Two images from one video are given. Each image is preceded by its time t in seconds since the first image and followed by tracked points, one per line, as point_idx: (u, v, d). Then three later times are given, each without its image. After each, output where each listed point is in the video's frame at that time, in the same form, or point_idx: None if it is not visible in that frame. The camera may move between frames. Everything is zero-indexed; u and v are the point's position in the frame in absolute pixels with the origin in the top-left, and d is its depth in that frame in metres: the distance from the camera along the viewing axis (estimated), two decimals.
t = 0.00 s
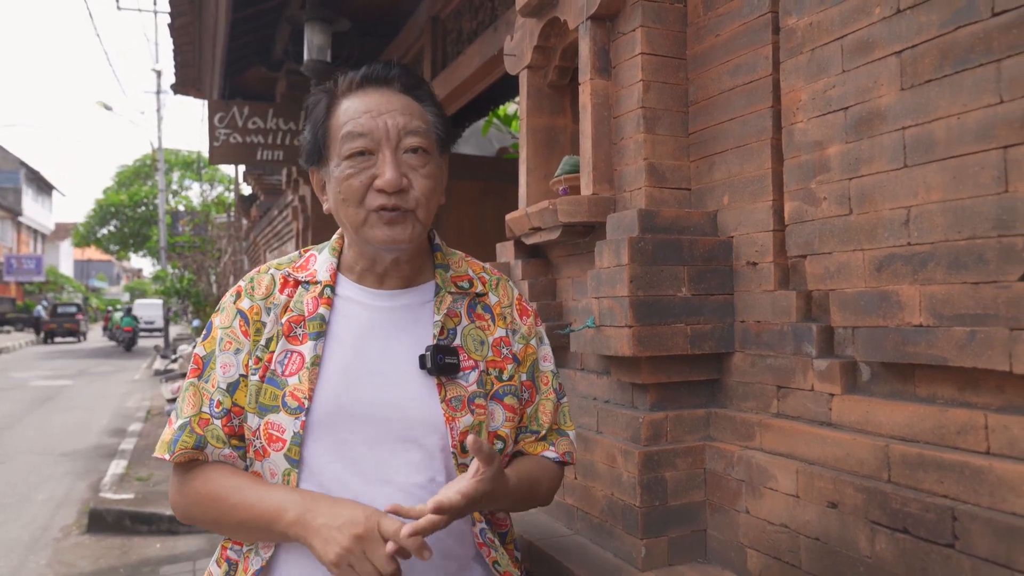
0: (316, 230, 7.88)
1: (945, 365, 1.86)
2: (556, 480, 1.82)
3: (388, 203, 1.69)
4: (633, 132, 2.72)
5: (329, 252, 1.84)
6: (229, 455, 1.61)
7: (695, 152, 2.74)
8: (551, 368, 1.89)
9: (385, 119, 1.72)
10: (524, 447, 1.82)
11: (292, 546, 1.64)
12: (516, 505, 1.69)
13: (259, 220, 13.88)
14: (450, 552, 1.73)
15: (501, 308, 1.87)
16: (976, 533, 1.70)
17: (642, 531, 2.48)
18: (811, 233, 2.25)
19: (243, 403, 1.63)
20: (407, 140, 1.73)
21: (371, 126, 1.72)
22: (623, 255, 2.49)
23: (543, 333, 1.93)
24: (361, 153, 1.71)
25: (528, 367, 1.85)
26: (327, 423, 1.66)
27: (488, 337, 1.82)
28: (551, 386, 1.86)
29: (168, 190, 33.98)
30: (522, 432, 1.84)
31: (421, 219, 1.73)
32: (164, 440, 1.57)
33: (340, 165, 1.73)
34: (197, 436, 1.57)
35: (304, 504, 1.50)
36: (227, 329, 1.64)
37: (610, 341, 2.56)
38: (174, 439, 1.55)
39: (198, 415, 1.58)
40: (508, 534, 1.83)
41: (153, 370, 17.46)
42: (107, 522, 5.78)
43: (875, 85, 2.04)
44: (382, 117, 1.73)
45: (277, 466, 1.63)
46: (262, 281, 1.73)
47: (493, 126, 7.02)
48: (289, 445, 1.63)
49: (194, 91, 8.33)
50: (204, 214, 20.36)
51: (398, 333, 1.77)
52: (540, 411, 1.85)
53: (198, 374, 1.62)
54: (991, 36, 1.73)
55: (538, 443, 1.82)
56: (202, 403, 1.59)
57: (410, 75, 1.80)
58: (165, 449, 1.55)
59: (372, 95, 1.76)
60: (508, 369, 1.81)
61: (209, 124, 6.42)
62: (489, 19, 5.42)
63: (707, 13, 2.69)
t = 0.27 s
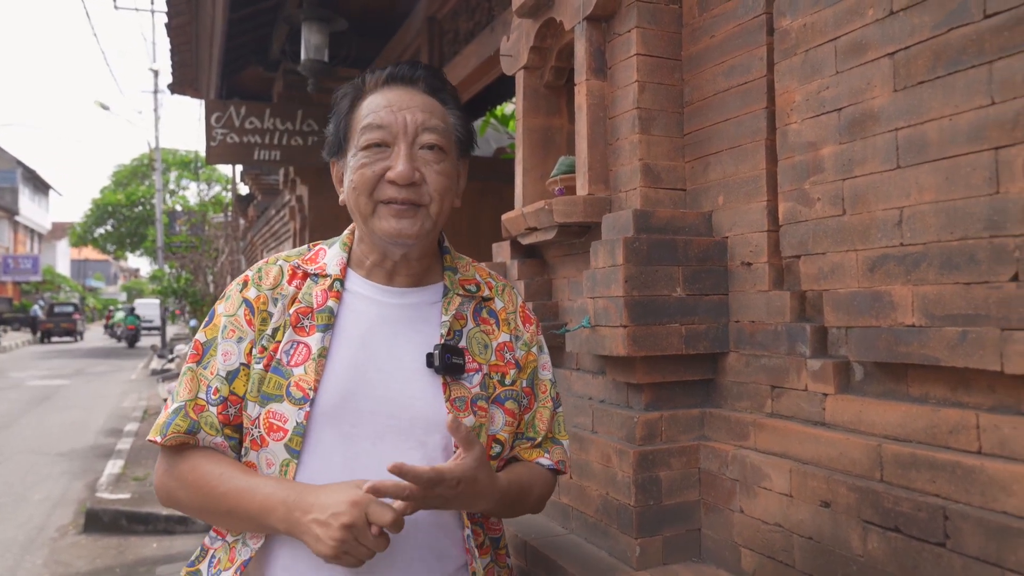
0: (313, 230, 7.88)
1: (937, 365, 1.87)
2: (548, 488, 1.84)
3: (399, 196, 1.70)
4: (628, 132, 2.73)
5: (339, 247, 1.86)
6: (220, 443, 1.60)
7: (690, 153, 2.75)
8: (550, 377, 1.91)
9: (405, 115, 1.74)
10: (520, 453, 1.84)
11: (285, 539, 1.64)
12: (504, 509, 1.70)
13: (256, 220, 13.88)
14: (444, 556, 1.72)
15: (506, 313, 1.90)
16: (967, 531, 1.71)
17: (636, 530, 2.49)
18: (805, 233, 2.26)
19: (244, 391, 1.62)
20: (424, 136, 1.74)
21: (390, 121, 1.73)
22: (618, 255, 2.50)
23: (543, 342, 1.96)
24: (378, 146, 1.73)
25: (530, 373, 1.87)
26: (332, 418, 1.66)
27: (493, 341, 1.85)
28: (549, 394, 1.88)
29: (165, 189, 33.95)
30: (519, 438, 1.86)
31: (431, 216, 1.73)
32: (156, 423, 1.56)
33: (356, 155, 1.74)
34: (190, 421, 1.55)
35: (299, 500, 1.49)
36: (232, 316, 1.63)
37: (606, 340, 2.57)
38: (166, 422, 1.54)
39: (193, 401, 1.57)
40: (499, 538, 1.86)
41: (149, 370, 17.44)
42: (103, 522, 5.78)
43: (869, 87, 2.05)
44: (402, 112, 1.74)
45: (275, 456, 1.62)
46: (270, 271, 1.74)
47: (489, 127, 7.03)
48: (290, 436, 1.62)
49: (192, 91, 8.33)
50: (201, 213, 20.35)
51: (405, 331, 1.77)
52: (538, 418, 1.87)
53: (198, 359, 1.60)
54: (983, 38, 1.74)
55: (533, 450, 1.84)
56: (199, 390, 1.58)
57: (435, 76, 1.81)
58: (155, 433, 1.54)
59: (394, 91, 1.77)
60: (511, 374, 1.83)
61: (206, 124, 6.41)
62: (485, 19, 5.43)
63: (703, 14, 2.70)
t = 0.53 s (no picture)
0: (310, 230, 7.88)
1: (931, 364, 1.88)
2: (541, 490, 1.85)
3: (403, 198, 1.71)
4: (624, 133, 2.73)
5: (341, 245, 1.86)
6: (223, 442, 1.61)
7: (686, 153, 2.75)
8: (546, 380, 1.92)
9: (410, 117, 1.74)
10: (514, 455, 1.84)
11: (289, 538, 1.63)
12: (499, 510, 1.70)
13: (253, 220, 13.88)
14: (441, 556, 1.72)
15: (505, 316, 1.91)
16: (960, 530, 1.72)
17: (632, 529, 2.49)
18: (799, 233, 2.27)
19: (246, 388, 1.62)
20: (429, 139, 1.75)
21: (395, 122, 1.74)
22: (614, 256, 2.50)
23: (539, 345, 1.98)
24: (382, 147, 1.73)
25: (527, 376, 1.88)
26: (333, 416, 1.65)
27: (492, 343, 1.86)
28: (544, 397, 1.89)
29: (162, 190, 33.93)
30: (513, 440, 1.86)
31: (434, 219, 1.74)
32: (158, 423, 1.56)
33: (360, 156, 1.75)
34: (192, 421, 1.56)
35: (296, 500, 1.50)
36: (232, 314, 1.64)
37: (601, 340, 2.58)
38: (169, 423, 1.54)
39: (195, 400, 1.57)
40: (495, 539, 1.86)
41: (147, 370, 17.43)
42: (101, 522, 5.78)
43: (862, 87, 2.05)
44: (407, 114, 1.74)
45: (278, 452, 1.62)
46: (272, 269, 1.74)
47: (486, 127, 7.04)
48: (292, 432, 1.62)
49: (188, 91, 8.32)
50: (198, 214, 20.34)
51: (407, 330, 1.77)
52: (533, 421, 1.87)
53: (200, 358, 1.61)
54: (975, 39, 1.75)
55: (528, 452, 1.85)
56: (201, 389, 1.59)
57: (440, 79, 1.82)
58: (158, 432, 1.54)
59: (400, 93, 1.78)
60: (509, 376, 1.84)
61: (203, 124, 6.41)
62: (482, 19, 5.44)
63: (698, 15, 2.70)
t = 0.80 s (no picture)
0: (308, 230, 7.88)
1: (927, 364, 1.88)
2: (536, 489, 1.84)
3: (395, 201, 1.71)
4: (621, 133, 2.73)
5: (335, 245, 1.86)
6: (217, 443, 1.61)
7: (683, 153, 2.75)
8: (541, 379, 1.91)
9: (401, 118, 1.74)
10: (510, 454, 1.85)
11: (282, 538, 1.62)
12: (493, 510, 1.71)
13: (252, 220, 13.88)
14: (435, 555, 1.72)
15: (499, 315, 1.91)
16: (956, 529, 1.72)
17: (629, 529, 2.50)
18: (796, 232, 2.27)
19: (239, 388, 1.62)
20: (420, 140, 1.75)
21: (386, 124, 1.73)
22: (611, 255, 2.51)
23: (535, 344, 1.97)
24: (373, 149, 1.73)
25: (522, 375, 1.88)
26: (326, 416, 1.65)
27: (486, 342, 1.85)
28: (539, 396, 1.89)
29: (161, 189, 33.91)
30: (509, 439, 1.86)
31: (425, 221, 1.74)
32: (151, 424, 1.57)
33: (352, 158, 1.74)
34: (185, 422, 1.57)
35: (292, 499, 1.50)
36: (225, 315, 1.64)
37: (598, 339, 2.58)
38: (162, 424, 1.55)
39: (188, 402, 1.59)
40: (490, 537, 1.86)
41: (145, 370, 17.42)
42: (99, 522, 5.77)
43: (859, 87, 2.06)
44: (398, 115, 1.74)
45: (272, 452, 1.63)
46: (265, 270, 1.74)
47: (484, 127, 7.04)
48: (286, 432, 1.62)
49: (187, 91, 8.32)
50: (197, 213, 20.34)
51: (400, 330, 1.77)
52: (529, 420, 1.87)
53: (193, 360, 1.62)
54: (971, 39, 1.75)
55: (523, 451, 1.85)
56: (194, 390, 1.59)
57: (432, 79, 1.82)
58: (150, 434, 1.55)
59: (392, 93, 1.77)
60: (504, 375, 1.83)
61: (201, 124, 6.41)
62: (480, 19, 5.44)
63: (695, 15, 2.70)
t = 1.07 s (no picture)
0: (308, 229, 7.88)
1: (926, 362, 1.88)
2: (535, 485, 1.84)
3: (347, 195, 1.70)
4: (620, 131, 2.73)
5: (328, 243, 1.86)
6: (209, 442, 1.61)
7: (682, 152, 2.75)
8: (539, 375, 1.92)
9: (362, 113, 1.74)
10: (508, 451, 1.84)
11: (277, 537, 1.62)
12: (494, 509, 1.71)
13: (251, 219, 13.87)
14: (432, 553, 1.72)
15: (495, 311, 1.90)
16: (956, 527, 1.72)
17: (629, 527, 2.50)
18: (796, 231, 2.27)
19: (231, 385, 1.62)
20: (379, 134, 1.73)
21: (349, 120, 1.75)
22: (610, 254, 2.50)
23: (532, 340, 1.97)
24: (336, 145, 1.75)
25: (519, 371, 1.88)
26: (318, 412, 1.64)
27: (482, 338, 1.84)
28: (537, 392, 1.89)
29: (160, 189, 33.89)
30: (507, 435, 1.86)
31: (379, 215, 1.71)
32: (144, 422, 1.57)
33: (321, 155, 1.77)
34: (177, 420, 1.56)
35: (288, 497, 1.49)
36: (218, 313, 1.64)
37: (598, 338, 2.58)
38: (154, 422, 1.55)
39: (181, 400, 1.58)
40: (487, 534, 1.85)
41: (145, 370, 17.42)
42: (99, 522, 5.77)
43: (858, 85, 2.05)
44: (360, 111, 1.75)
45: (265, 449, 1.62)
46: (258, 267, 1.74)
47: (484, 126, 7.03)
48: (279, 429, 1.62)
49: (187, 90, 8.31)
50: (196, 213, 20.33)
51: (394, 326, 1.76)
52: (526, 416, 1.88)
53: (186, 358, 1.62)
54: (971, 36, 1.75)
55: (521, 448, 1.85)
56: (187, 388, 1.59)
57: (413, 74, 1.83)
58: (143, 431, 1.55)
59: (365, 91, 1.79)
60: (500, 371, 1.83)
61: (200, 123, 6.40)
62: (479, 18, 5.44)
63: (694, 13, 2.70)
